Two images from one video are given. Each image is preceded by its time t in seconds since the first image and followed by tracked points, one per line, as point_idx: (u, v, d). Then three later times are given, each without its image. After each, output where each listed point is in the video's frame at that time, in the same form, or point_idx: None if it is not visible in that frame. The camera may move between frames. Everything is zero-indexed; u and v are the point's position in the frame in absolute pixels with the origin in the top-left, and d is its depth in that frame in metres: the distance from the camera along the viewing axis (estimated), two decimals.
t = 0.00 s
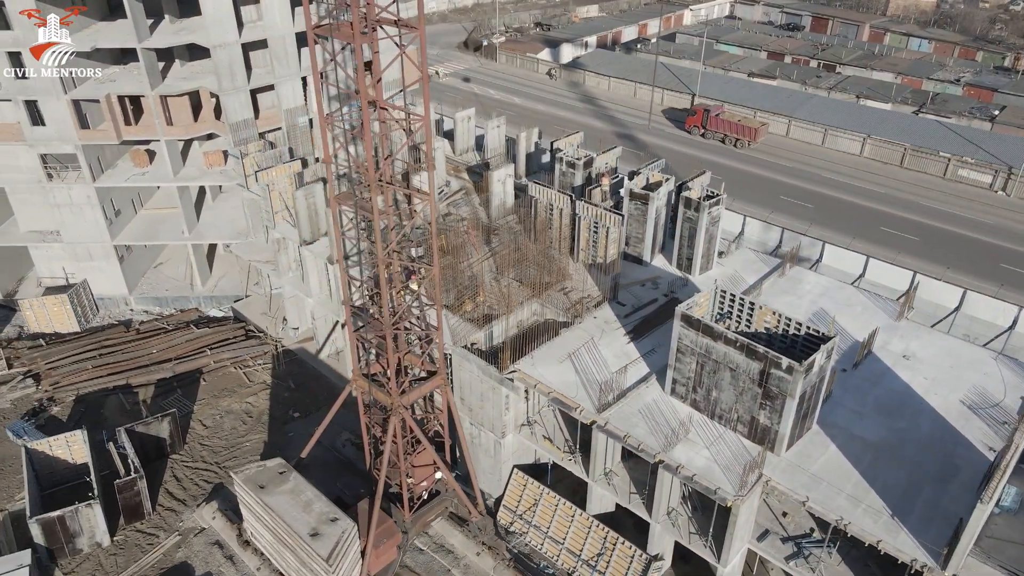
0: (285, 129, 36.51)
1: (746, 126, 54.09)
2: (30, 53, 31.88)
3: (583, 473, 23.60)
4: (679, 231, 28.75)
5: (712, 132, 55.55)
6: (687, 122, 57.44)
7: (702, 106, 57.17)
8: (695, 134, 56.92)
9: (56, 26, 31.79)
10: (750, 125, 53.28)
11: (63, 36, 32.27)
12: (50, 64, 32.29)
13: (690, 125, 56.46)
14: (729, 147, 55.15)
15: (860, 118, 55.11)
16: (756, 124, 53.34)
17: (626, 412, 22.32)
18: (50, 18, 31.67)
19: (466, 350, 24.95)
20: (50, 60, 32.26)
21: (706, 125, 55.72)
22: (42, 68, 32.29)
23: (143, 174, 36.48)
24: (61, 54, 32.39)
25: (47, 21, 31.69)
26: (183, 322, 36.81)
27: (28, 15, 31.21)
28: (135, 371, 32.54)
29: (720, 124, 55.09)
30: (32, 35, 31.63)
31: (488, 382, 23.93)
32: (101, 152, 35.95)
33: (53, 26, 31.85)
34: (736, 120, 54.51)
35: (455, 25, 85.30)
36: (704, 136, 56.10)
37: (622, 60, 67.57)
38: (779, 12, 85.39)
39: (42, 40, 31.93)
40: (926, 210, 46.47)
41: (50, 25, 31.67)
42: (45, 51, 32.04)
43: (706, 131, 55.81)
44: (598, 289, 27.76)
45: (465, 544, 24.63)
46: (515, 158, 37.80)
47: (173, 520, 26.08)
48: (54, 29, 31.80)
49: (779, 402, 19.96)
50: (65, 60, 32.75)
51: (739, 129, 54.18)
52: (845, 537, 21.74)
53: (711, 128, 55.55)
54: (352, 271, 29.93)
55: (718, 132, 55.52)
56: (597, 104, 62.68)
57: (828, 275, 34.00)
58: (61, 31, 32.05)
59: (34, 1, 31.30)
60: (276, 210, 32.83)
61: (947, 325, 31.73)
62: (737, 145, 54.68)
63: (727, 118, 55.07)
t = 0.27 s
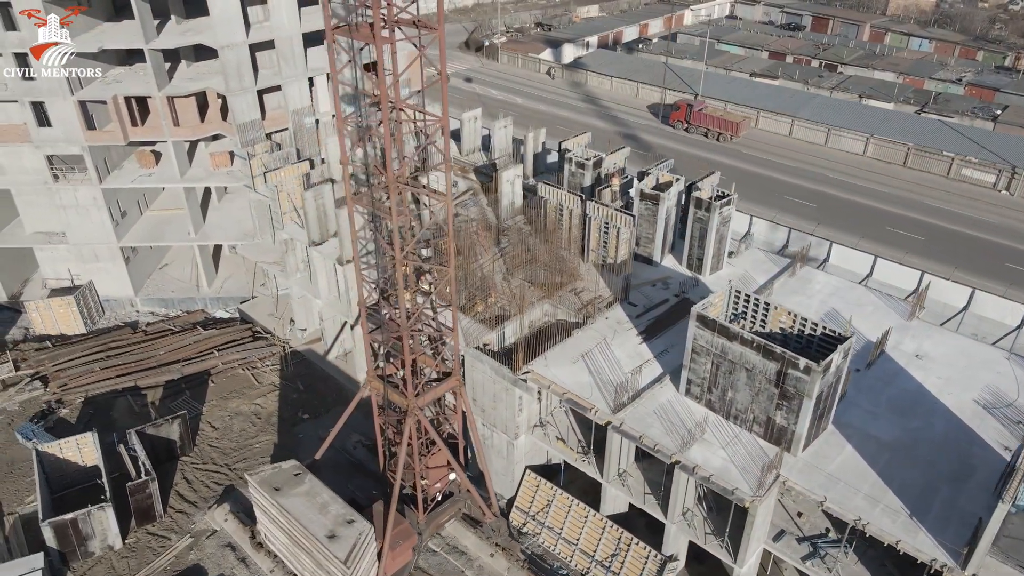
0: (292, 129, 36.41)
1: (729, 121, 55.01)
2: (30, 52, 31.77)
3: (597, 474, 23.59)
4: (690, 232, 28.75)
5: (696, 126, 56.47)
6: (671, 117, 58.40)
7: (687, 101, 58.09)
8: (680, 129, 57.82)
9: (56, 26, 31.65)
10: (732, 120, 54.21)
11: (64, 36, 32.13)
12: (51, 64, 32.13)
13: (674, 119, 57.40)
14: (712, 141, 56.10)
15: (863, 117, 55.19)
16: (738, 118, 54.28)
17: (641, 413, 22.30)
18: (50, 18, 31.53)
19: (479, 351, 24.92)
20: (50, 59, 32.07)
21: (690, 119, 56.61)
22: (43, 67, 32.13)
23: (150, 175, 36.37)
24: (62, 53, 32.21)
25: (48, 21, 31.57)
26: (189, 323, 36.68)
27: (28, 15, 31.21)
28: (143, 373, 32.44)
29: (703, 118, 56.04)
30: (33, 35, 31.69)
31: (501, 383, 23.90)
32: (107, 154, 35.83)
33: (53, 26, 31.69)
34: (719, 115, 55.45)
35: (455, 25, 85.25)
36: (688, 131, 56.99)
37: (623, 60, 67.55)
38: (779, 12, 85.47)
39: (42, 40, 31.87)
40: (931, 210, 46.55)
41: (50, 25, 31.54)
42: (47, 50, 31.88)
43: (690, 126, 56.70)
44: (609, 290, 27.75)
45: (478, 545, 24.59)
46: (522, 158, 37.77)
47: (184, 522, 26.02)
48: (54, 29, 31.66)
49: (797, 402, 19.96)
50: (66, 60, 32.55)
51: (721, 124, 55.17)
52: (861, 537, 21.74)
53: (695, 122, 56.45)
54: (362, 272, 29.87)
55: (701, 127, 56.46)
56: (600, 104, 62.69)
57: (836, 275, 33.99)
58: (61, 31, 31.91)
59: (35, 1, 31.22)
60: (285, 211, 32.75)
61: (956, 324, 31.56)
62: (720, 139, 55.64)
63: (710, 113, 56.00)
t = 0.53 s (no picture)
0: (296, 130, 36.33)
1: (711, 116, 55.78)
2: (30, 52, 31.70)
3: (608, 474, 23.58)
4: (697, 232, 28.78)
5: (679, 122, 57.22)
6: (654, 113, 59.12)
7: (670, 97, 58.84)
8: (664, 124, 58.51)
9: (56, 26, 31.56)
10: (714, 115, 55.01)
11: (64, 36, 32.01)
12: (52, 64, 32.08)
13: (658, 115, 58.11)
14: (694, 136, 56.88)
15: (863, 116, 55.34)
16: (720, 113, 55.07)
17: (652, 413, 22.31)
18: (50, 18, 31.39)
19: (488, 352, 24.89)
20: (49, 59, 32.00)
21: (674, 115, 57.34)
22: (44, 67, 32.02)
23: (153, 176, 36.23)
24: (62, 54, 32.18)
25: (48, 21, 31.48)
26: (193, 325, 36.59)
27: (29, 15, 31.04)
28: (148, 376, 32.32)
29: (687, 113, 56.81)
30: (33, 34, 31.58)
31: (511, 384, 23.88)
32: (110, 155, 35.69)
33: (53, 26, 31.60)
34: (702, 110, 56.22)
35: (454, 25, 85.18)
36: (672, 126, 57.76)
37: (622, 60, 67.58)
38: (777, 12, 85.71)
39: (42, 40, 31.81)
40: (931, 208, 46.72)
41: (50, 25, 31.44)
42: (47, 50, 31.85)
43: (673, 121, 57.47)
44: (617, 290, 27.74)
45: (488, 546, 24.54)
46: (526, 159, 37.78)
47: (193, 525, 25.92)
48: (54, 29, 31.59)
49: (809, 402, 19.99)
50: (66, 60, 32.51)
51: (703, 119, 55.94)
52: (872, 536, 21.77)
53: (678, 118, 57.19)
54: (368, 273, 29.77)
55: (684, 122, 57.22)
56: (600, 104, 62.74)
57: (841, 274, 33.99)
58: (62, 31, 31.91)
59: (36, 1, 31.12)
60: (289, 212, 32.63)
61: (961, 323, 31.67)
62: (703, 134, 56.44)
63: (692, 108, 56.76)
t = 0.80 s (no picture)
0: (300, 132, 36.21)
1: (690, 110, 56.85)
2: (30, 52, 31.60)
3: (620, 475, 23.58)
4: (705, 232, 28.81)
5: (660, 116, 58.23)
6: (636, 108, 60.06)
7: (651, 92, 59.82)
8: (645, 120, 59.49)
9: (56, 25, 31.39)
10: (694, 109, 56.03)
11: (64, 36, 31.83)
12: (52, 64, 31.83)
13: (639, 110, 59.11)
14: (675, 131, 57.88)
15: (862, 115, 55.53)
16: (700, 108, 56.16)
17: (665, 413, 22.31)
18: (50, 18, 31.26)
19: (499, 353, 24.85)
20: (49, 59, 31.78)
21: (654, 110, 58.34)
22: (44, 66, 31.82)
23: (156, 178, 36.06)
24: (63, 54, 31.91)
25: (48, 21, 31.31)
26: (196, 328, 36.45)
27: (29, 15, 30.94)
28: (153, 379, 32.17)
29: (667, 108, 57.84)
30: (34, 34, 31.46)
31: (522, 385, 23.85)
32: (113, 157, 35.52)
33: (53, 26, 31.48)
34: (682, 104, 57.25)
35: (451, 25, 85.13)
36: (653, 121, 58.75)
37: (621, 60, 67.61)
38: (773, 11, 85.92)
39: (41, 40, 31.67)
40: (932, 207, 46.90)
41: (50, 25, 31.29)
42: (47, 50, 31.68)
43: (654, 115, 58.47)
44: (626, 290, 27.73)
45: (500, 548, 24.50)
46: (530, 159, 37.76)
47: (202, 529, 25.81)
48: (54, 29, 31.42)
49: (824, 401, 20.02)
50: (67, 60, 32.24)
51: (683, 114, 56.97)
52: (886, 535, 21.82)
53: (659, 112, 58.21)
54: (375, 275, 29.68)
55: (664, 116, 58.22)
56: (599, 104, 62.81)
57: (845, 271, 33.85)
58: (61, 31, 31.70)
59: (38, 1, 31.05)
60: (295, 214, 32.48)
61: (966, 320, 31.67)
62: (684, 128, 57.44)
63: (673, 103, 57.80)
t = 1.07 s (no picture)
0: (303, 133, 36.10)
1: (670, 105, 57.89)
2: (30, 53, 31.39)
3: (632, 474, 23.59)
4: (712, 231, 28.84)
5: (641, 111, 59.16)
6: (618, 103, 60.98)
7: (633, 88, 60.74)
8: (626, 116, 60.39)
9: (56, 25, 31.20)
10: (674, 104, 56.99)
11: (64, 36, 31.65)
12: (52, 64, 31.60)
13: (621, 105, 60.05)
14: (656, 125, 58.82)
15: (861, 114, 55.71)
16: (680, 103, 57.22)
17: (678, 413, 22.32)
18: (50, 18, 31.09)
19: (509, 354, 24.81)
20: (49, 59, 31.57)
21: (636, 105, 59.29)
22: (44, 67, 31.59)
23: (159, 180, 35.85)
24: (62, 54, 31.70)
25: (48, 21, 31.15)
26: (200, 330, 36.29)
27: (29, 16, 30.83)
28: (158, 382, 32.02)
29: (648, 103, 58.78)
30: (34, 35, 31.30)
31: (534, 386, 23.83)
32: (115, 159, 35.33)
33: (53, 26, 31.31)
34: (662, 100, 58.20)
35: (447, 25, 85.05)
36: (634, 116, 59.69)
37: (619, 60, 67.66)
38: (769, 11, 86.16)
39: (41, 40, 31.48)
40: (932, 205, 47.09)
41: (50, 25, 31.12)
42: (46, 50, 31.50)
43: (635, 110, 59.42)
44: (634, 289, 27.72)
45: (512, 549, 24.45)
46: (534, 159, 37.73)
47: (212, 532, 25.69)
48: (54, 29, 31.23)
49: (838, 400, 20.07)
50: (67, 60, 32.05)
51: (663, 109, 57.92)
52: (899, 533, 21.89)
53: (640, 107, 59.14)
54: (383, 276, 29.59)
55: (645, 111, 59.16)
56: (598, 103, 62.87)
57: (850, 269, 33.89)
58: (62, 31, 31.51)
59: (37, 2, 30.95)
60: (300, 215, 32.36)
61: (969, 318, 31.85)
62: (664, 123, 58.40)
63: (653, 98, 58.75)
